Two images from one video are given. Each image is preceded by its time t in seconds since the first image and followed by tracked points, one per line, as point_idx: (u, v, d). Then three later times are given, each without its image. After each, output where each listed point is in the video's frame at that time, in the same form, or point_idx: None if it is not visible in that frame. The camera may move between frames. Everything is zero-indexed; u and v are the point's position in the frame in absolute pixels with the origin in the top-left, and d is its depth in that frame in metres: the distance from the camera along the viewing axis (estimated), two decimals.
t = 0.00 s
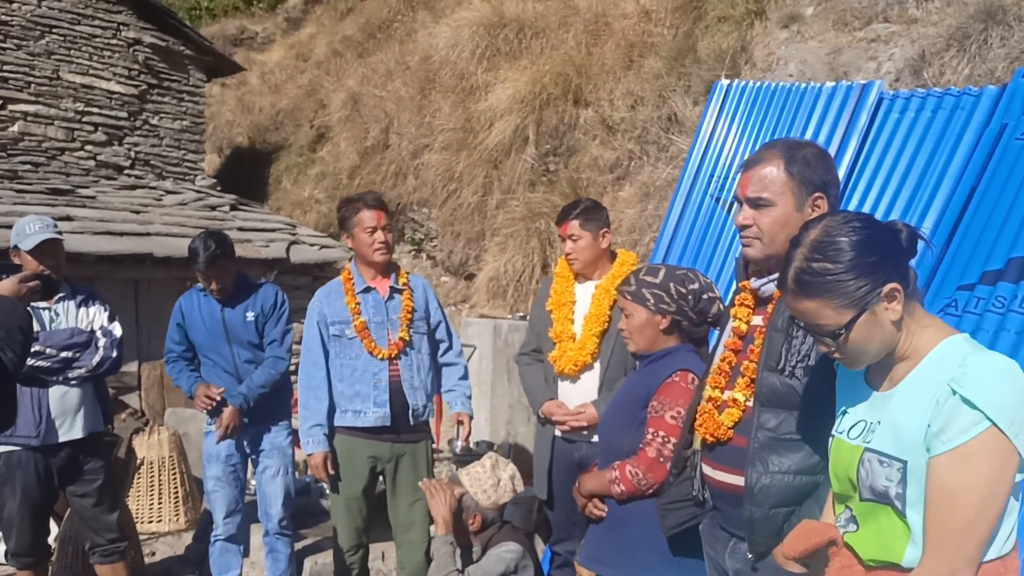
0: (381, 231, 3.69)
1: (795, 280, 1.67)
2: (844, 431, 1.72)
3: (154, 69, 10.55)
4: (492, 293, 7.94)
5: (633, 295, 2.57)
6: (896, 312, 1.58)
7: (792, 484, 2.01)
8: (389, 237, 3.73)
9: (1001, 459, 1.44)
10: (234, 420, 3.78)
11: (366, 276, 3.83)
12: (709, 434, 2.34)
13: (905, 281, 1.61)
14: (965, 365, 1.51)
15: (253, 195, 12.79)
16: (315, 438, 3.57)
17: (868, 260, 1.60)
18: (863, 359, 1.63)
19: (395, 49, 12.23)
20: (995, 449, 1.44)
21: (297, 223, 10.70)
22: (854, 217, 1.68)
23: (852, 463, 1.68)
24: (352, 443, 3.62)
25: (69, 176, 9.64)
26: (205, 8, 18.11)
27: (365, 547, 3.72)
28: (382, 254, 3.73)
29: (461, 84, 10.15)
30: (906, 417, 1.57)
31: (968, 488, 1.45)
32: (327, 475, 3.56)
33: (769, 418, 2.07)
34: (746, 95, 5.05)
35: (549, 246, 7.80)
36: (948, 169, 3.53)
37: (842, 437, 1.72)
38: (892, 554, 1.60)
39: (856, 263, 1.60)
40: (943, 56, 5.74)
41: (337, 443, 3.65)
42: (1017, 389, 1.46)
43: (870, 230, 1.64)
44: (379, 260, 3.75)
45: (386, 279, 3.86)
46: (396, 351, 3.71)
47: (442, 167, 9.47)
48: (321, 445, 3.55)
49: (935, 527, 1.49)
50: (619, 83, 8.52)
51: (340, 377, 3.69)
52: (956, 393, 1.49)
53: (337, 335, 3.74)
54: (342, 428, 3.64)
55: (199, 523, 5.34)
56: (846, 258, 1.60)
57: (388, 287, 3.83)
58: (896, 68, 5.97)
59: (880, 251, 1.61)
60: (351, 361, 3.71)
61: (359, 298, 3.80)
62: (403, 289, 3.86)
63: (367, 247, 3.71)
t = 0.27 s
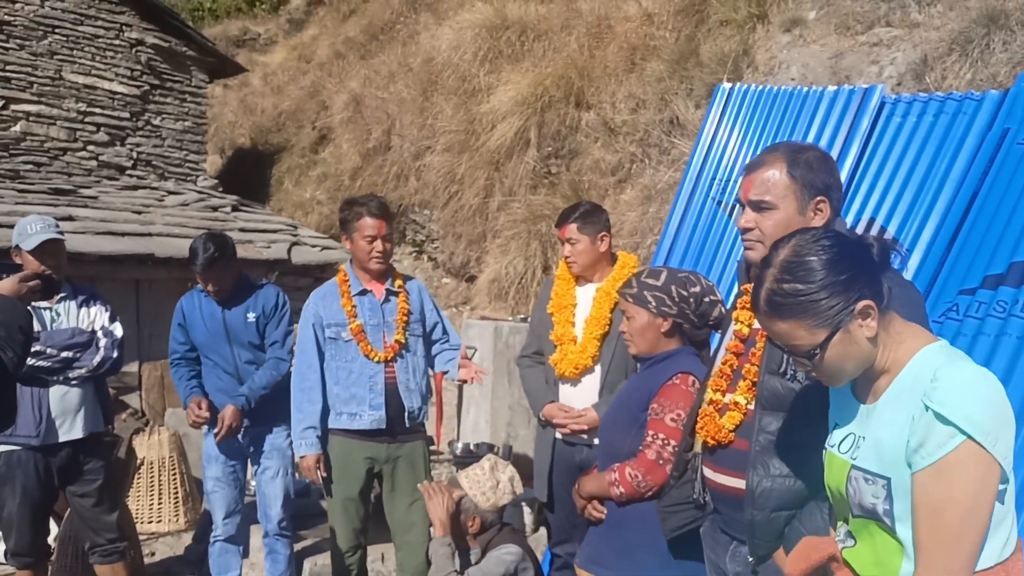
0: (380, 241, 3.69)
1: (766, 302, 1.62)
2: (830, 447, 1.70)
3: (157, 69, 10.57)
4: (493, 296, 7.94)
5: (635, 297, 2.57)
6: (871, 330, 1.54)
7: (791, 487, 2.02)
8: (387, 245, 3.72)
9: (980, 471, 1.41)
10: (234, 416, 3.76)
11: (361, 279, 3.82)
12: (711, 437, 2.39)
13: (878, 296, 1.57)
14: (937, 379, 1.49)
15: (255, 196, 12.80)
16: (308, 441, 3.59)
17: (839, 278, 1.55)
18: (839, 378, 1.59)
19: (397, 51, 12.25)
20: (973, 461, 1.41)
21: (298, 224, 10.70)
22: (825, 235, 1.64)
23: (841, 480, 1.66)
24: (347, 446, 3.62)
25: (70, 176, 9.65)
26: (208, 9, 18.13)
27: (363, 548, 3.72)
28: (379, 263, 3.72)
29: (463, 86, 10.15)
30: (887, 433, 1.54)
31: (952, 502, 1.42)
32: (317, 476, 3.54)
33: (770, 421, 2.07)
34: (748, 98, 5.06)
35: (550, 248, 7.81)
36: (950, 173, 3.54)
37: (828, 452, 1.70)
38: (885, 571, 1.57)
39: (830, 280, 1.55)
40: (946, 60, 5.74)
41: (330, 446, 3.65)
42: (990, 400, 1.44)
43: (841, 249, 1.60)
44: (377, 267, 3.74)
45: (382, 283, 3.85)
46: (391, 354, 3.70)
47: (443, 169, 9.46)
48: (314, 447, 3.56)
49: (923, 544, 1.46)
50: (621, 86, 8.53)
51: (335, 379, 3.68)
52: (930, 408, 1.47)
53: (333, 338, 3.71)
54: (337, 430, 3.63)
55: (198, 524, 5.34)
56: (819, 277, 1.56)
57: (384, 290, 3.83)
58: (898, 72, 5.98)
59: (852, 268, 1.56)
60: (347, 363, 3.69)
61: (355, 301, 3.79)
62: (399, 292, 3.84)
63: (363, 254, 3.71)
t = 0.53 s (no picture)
0: (374, 238, 3.67)
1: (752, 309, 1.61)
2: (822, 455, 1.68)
3: (158, 68, 10.57)
4: (493, 296, 7.93)
5: (635, 297, 2.57)
6: (855, 338, 1.52)
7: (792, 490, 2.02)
8: (382, 245, 3.70)
9: (966, 480, 1.39)
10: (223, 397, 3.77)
11: (361, 280, 3.82)
12: (711, 438, 2.37)
13: (867, 302, 1.54)
14: (918, 387, 1.46)
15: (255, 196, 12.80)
16: (304, 442, 3.55)
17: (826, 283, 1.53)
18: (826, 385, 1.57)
19: (398, 50, 12.24)
20: (958, 470, 1.39)
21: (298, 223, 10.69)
22: (812, 241, 1.62)
23: (835, 489, 1.65)
24: (344, 446, 3.63)
25: (71, 175, 9.65)
26: (209, 8, 18.14)
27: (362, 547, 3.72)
28: (374, 261, 3.71)
29: (465, 86, 10.14)
30: (873, 443, 1.52)
31: (940, 514, 1.40)
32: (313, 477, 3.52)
33: (771, 422, 2.07)
34: (750, 99, 5.05)
35: (550, 249, 7.81)
36: (951, 175, 3.54)
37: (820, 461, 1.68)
38: None
39: (818, 285, 1.53)
40: (947, 62, 5.73)
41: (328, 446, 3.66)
42: (973, 407, 1.41)
43: (828, 254, 1.58)
44: (372, 266, 3.72)
45: (380, 284, 3.84)
46: (390, 358, 3.70)
47: (444, 169, 9.46)
48: (310, 448, 3.53)
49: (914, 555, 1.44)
50: (623, 86, 8.52)
51: (332, 381, 3.67)
52: (912, 418, 1.44)
53: (331, 340, 3.71)
54: (336, 432, 3.64)
55: (198, 523, 5.33)
56: (807, 284, 1.54)
57: (383, 292, 3.82)
58: (900, 73, 5.97)
59: (838, 276, 1.54)
60: (345, 365, 3.69)
61: (354, 302, 3.78)
62: (398, 294, 3.84)
63: (358, 253, 3.70)
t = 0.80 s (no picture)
0: (371, 239, 3.66)
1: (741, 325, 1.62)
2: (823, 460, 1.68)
3: (158, 66, 10.56)
4: (493, 295, 7.93)
5: (634, 297, 2.57)
6: (848, 349, 1.52)
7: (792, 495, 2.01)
8: (380, 245, 3.70)
9: (964, 485, 1.38)
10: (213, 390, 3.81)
11: (358, 280, 3.82)
12: (708, 436, 2.40)
13: (857, 310, 1.52)
14: (913, 393, 1.45)
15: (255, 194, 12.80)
16: (306, 440, 3.54)
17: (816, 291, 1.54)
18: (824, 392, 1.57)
19: (399, 49, 12.24)
20: (956, 476, 1.38)
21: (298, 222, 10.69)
22: (798, 251, 1.62)
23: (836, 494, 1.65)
24: (342, 445, 3.64)
25: (71, 173, 9.64)
26: (209, 6, 18.15)
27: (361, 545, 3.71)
28: (371, 262, 3.70)
29: (465, 85, 10.14)
30: (872, 449, 1.52)
31: (939, 519, 1.40)
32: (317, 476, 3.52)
33: (770, 421, 2.07)
34: (750, 99, 5.05)
35: (550, 248, 7.80)
36: (951, 176, 3.54)
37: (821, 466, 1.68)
38: None
39: (808, 296, 1.53)
40: (948, 61, 5.72)
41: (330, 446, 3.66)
42: (970, 412, 1.40)
43: (815, 264, 1.58)
44: (370, 266, 3.71)
45: (378, 284, 3.84)
46: (388, 358, 3.70)
47: (444, 168, 9.46)
48: (312, 447, 3.52)
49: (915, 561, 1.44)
50: (623, 86, 8.52)
51: (331, 381, 3.68)
52: (908, 424, 1.44)
53: (330, 340, 3.72)
54: (337, 432, 3.64)
55: (197, 521, 5.33)
56: (798, 295, 1.54)
57: (381, 292, 3.82)
58: (900, 73, 5.96)
59: (827, 285, 1.54)
60: (344, 366, 3.69)
61: (352, 302, 3.78)
62: (396, 294, 3.83)
63: (354, 253, 3.70)
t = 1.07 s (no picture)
0: (378, 237, 3.67)
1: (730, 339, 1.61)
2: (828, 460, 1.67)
3: (158, 64, 10.56)
4: (494, 292, 7.93)
5: (634, 295, 2.57)
6: (836, 355, 1.51)
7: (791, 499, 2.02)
8: (388, 241, 3.72)
9: (965, 476, 1.38)
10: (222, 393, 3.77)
11: (366, 277, 3.83)
12: (709, 434, 2.35)
13: (841, 315, 1.53)
14: (912, 388, 1.45)
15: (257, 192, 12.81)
16: (306, 435, 3.61)
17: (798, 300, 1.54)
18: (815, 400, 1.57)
19: (399, 46, 12.24)
20: (957, 467, 1.38)
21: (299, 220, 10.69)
22: (778, 263, 1.62)
23: (839, 491, 1.64)
24: (343, 441, 3.63)
25: (72, 171, 9.65)
26: (210, 4, 18.16)
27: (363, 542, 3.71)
28: (379, 259, 3.71)
29: (465, 82, 10.13)
30: (873, 447, 1.52)
31: (942, 511, 1.39)
32: (315, 472, 3.57)
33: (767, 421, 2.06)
34: (751, 96, 5.04)
35: (551, 245, 7.79)
36: (951, 173, 3.53)
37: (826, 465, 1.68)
38: None
39: (793, 306, 1.53)
40: (949, 58, 5.71)
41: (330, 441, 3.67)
42: (968, 404, 1.40)
43: (797, 274, 1.58)
44: (378, 264, 3.72)
45: (386, 281, 3.84)
46: (391, 354, 3.70)
47: (444, 166, 9.46)
48: (311, 442, 3.59)
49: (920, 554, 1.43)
50: (624, 83, 8.51)
51: (334, 376, 3.70)
52: (908, 419, 1.44)
53: (335, 335, 3.74)
54: (339, 427, 3.63)
55: (198, 519, 5.34)
56: (783, 306, 1.54)
57: (388, 289, 3.83)
58: (901, 70, 5.95)
59: (810, 292, 1.55)
60: (348, 361, 3.71)
61: (358, 298, 3.80)
62: (403, 291, 3.85)
63: (362, 251, 3.70)
